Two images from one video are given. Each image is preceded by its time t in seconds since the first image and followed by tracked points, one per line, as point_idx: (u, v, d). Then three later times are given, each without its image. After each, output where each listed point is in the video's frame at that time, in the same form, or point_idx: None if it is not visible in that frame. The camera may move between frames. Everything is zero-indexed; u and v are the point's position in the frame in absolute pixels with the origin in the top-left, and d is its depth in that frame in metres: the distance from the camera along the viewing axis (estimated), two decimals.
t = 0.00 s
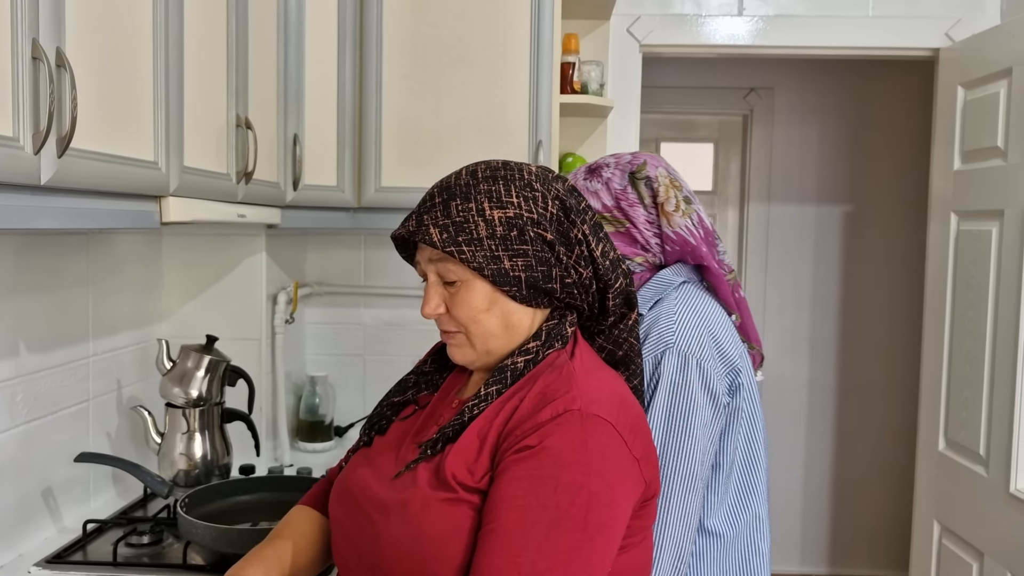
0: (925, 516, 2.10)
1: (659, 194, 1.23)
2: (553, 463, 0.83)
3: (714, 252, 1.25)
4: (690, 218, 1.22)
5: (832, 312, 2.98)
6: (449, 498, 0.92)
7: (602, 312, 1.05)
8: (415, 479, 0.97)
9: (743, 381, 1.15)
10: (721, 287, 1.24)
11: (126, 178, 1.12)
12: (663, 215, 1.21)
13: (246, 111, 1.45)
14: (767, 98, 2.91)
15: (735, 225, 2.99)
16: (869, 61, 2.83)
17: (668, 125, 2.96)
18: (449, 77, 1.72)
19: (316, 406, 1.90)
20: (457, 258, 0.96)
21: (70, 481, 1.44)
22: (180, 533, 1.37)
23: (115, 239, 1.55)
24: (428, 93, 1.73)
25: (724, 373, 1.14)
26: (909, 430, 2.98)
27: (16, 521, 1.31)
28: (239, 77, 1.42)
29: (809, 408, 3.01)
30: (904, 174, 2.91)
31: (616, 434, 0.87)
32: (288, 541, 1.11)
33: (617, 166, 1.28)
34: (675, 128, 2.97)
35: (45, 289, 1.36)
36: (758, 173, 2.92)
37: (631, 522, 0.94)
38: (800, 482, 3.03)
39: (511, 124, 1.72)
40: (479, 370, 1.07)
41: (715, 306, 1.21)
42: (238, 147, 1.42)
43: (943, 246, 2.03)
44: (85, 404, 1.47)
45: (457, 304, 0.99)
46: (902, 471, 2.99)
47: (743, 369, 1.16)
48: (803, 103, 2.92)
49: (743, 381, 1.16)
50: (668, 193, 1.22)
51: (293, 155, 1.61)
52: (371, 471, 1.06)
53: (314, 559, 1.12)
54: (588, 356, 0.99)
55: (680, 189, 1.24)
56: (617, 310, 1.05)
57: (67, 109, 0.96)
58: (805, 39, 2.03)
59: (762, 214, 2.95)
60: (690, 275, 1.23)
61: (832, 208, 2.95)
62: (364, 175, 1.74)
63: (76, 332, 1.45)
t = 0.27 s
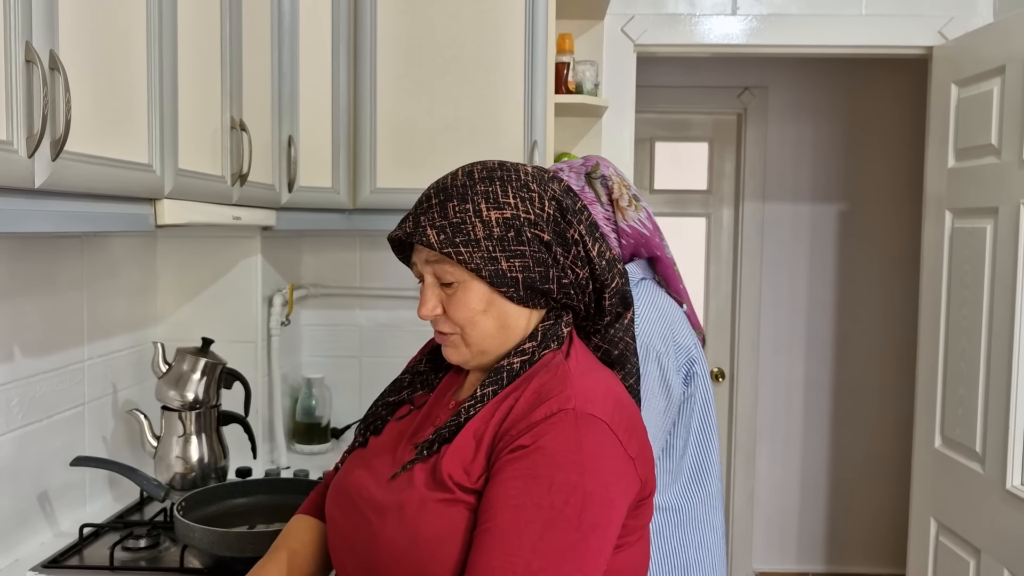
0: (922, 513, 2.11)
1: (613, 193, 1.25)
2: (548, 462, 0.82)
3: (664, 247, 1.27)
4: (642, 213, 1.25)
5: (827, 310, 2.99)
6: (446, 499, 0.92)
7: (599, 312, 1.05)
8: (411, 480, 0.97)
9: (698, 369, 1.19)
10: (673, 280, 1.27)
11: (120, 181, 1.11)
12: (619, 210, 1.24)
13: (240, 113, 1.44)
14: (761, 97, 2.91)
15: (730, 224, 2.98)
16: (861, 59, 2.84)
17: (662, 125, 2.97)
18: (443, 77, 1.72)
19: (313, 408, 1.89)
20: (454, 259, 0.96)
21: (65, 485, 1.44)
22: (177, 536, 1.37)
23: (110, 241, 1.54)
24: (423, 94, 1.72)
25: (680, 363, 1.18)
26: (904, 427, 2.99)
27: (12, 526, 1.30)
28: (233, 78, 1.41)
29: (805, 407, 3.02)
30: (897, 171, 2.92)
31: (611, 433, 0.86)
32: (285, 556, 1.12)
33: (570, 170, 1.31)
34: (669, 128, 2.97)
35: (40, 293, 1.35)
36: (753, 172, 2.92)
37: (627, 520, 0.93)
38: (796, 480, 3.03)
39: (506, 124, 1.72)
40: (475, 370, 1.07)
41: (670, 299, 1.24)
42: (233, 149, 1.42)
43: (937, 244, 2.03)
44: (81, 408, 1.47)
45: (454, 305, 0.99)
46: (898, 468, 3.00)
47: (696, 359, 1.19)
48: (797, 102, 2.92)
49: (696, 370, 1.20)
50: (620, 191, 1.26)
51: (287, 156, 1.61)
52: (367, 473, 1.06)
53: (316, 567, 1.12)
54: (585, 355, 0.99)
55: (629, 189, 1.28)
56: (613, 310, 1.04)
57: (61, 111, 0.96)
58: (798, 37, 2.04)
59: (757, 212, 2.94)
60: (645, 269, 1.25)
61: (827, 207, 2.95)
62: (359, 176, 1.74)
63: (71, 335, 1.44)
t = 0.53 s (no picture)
0: (924, 511, 2.11)
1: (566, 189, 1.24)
2: (547, 462, 0.82)
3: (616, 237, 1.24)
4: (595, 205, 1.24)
5: (826, 308, 2.99)
6: (446, 500, 0.92)
7: (597, 311, 1.04)
8: (411, 481, 0.97)
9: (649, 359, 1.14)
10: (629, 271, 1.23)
11: (120, 183, 1.11)
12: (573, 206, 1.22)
13: (240, 115, 1.44)
14: (760, 96, 2.91)
15: (729, 223, 3.00)
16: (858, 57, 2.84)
17: (661, 125, 2.97)
18: (443, 77, 1.72)
19: (314, 410, 1.90)
20: (453, 258, 0.96)
21: (67, 489, 1.44)
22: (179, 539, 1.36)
23: (110, 244, 1.54)
24: (423, 95, 1.72)
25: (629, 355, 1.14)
26: (905, 424, 2.99)
27: (13, 529, 1.30)
28: (232, 80, 1.41)
29: (805, 405, 3.02)
30: (896, 169, 2.92)
31: (610, 432, 0.86)
32: (288, 570, 1.11)
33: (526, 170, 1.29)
34: (668, 127, 2.97)
35: (40, 296, 1.35)
36: (753, 170, 2.92)
37: (628, 520, 0.93)
38: (797, 478, 3.04)
39: (507, 124, 1.72)
40: (474, 371, 1.06)
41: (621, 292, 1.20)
42: (233, 151, 1.42)
43: (938, 241, 2.03)
44: (82, 411, 1.46)
45: (454, 305, 0.99)
46: (899, 465, 3.00)
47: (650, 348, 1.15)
48: (795, 100, 2.92)
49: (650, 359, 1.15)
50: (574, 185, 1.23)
51: (287, 157, 1.61)
52: (367, 474, 1.06)
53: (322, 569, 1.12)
54: (584, 355, 0.98)
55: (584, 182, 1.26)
56: (612, 309, 1.03)
57: (61, 114, 0.96)
58: (797, 36, 2.04)
59: (757, 210, 2.93)
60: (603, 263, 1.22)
61: (826, 205, 2.95)
62: (358, 178, 1.74)
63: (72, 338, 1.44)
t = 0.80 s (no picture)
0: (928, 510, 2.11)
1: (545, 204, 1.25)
2: (553, 463, 0.82)
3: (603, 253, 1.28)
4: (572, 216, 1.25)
5: (828, 307, 2.99)
6: (452, 501, 0.92)
7: (599, 311, 1.04)
8: (416, 483, 0.96)
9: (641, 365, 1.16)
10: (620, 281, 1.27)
11: (123, 184, 1.11)
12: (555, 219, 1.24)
13: (242, 116, 1.44)
14: (761, 95, 2.91)
15: (731, 222, 3.00)
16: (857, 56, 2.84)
17: (662, 124, 2.97)
18: (444, 77, 1.72)
19: (316, 411, 1.89)
20: (456, 257, 0.95)
21: (70, 491, 1.43)
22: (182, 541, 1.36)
23: (112, 246, 1.54)
24: (425, 95, 1.72)
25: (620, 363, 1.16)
26: (906, 423, 2.99)
27: (16, 532, 1.30)
28: (234, 82, 1.41)
29: (807, 404, 3.02)
30: (896, 168, 2.92)
31: (615, 432, 0.86)
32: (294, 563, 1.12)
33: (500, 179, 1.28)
34: (669, 127, 2.97)
35: (43, 298, 1.35)
36: (754, 169, 2.92)
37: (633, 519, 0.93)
38: (799, 477, 3.03)
39: (510, 123, 1.72)
40: (477, 370, 1.06)
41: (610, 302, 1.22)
42: (235, 152, 1.42)
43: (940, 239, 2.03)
44: (85, 413, 1.46)
45: (457, 304, 0.99)
46: (902, 464, 3.00)
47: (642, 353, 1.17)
48: (796, 99, 2.92)
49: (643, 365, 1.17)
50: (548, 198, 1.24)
51: (289, 158, 1.61)
52: (371, 475, 1.06)
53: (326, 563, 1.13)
54: (586, 356, 0.98)
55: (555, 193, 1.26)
56: (613, 309, 1.04)
57: (63, 116, 0.96)
58: (798, 35, 2.04)
59: (758, 209, 2.93)
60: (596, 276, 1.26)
61: (827, 204, 2.95)
62: (360, 178, 1.73)
63: (75, 340, 1.44)
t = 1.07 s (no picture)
0: (930, 509, 2.11)
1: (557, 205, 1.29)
2: (568, 465, 0.82)
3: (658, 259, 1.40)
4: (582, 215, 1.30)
5: (829, 306, 2.99)
6: (463, 503, 0.92)
7: (606, 311, 1.05)
8: (426, 485, 0.97)
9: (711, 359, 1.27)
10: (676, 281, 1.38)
11: (130, 185, 1.11)
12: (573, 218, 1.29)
13: (246, 117, 1.44)
14: (763, 95, 2.92)
15: (733, 222, 3.00)
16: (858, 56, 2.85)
17: (663, 124, 2.98)
18: (448, 77, 1.72)
19: (320, 412, 1.89)
20: (463, 259, 0.96)
21: (75, 492, 1.44)
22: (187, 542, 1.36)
23: (116, 246, 1.54)
24: (428, 96, 1.72)
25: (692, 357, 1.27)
26: (907, 423, 2.99)
27: (22, 533, 1.30)
28: (239, 83, 1.41)
29: (808, 403, 3.02)
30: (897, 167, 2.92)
31: (628, 433, 0.86)
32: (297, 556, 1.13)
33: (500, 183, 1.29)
34: (671, 127, 2.98)
35: (48, 299, 1.35)
36: (756, 169, 2.93)
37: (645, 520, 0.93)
38: (801, 476, 3.04)
39: (514, 123, 1.72)
40: (484, 371, 1.06)
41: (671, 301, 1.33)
42: (239, 153, 1.42)
43: (943, 239, 2.04)
44: (90, 414, 1.46)
45: (463, 305, 0.99)
46: (903, 463, 3.00)
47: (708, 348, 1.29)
48: (797, 98, 2.93)
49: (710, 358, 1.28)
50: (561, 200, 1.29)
51: (293, 159, 1.62)
52: (379, 477, 1.06)
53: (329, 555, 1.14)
54: (595, 356, 0.98)
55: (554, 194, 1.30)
56: (619, 309, 1.04)
57: (70, 117, 0.96)
58: (800, 35, 2.04)
59: (760, 209, 2.94)
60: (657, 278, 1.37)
61: (828, 204, 2.96)
62: (364, 178, 1.73)
63: (79, 341, 1.44)
